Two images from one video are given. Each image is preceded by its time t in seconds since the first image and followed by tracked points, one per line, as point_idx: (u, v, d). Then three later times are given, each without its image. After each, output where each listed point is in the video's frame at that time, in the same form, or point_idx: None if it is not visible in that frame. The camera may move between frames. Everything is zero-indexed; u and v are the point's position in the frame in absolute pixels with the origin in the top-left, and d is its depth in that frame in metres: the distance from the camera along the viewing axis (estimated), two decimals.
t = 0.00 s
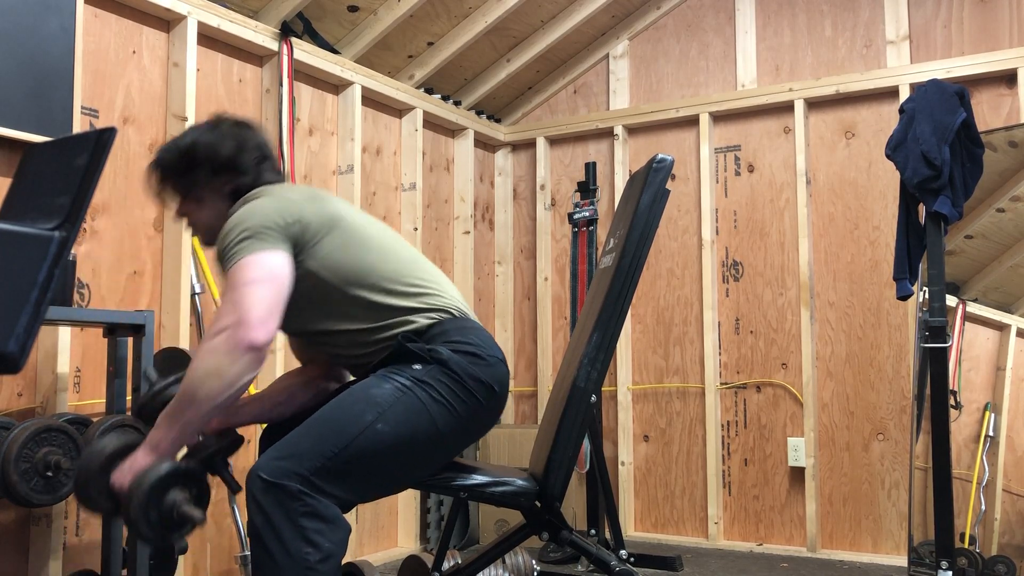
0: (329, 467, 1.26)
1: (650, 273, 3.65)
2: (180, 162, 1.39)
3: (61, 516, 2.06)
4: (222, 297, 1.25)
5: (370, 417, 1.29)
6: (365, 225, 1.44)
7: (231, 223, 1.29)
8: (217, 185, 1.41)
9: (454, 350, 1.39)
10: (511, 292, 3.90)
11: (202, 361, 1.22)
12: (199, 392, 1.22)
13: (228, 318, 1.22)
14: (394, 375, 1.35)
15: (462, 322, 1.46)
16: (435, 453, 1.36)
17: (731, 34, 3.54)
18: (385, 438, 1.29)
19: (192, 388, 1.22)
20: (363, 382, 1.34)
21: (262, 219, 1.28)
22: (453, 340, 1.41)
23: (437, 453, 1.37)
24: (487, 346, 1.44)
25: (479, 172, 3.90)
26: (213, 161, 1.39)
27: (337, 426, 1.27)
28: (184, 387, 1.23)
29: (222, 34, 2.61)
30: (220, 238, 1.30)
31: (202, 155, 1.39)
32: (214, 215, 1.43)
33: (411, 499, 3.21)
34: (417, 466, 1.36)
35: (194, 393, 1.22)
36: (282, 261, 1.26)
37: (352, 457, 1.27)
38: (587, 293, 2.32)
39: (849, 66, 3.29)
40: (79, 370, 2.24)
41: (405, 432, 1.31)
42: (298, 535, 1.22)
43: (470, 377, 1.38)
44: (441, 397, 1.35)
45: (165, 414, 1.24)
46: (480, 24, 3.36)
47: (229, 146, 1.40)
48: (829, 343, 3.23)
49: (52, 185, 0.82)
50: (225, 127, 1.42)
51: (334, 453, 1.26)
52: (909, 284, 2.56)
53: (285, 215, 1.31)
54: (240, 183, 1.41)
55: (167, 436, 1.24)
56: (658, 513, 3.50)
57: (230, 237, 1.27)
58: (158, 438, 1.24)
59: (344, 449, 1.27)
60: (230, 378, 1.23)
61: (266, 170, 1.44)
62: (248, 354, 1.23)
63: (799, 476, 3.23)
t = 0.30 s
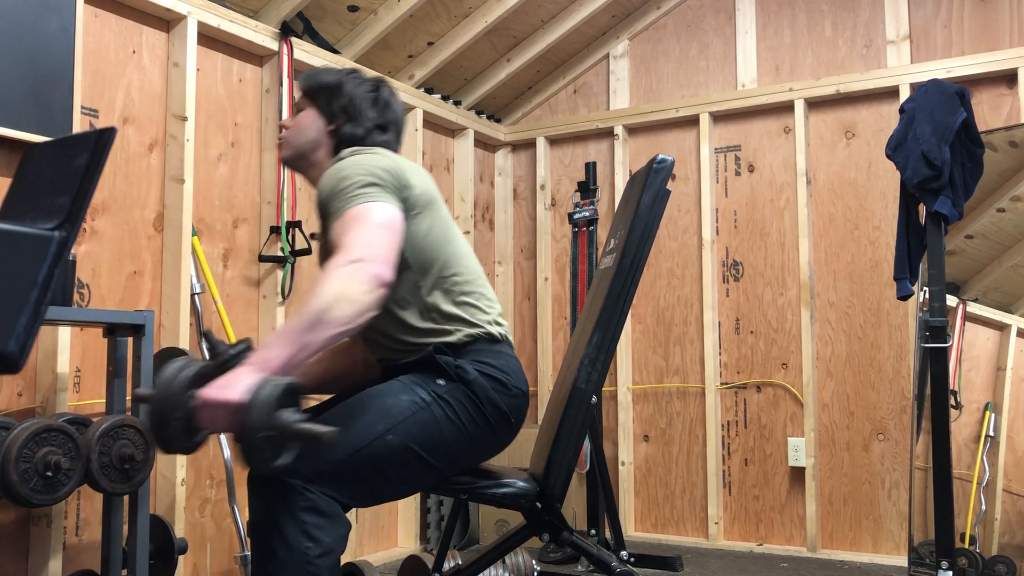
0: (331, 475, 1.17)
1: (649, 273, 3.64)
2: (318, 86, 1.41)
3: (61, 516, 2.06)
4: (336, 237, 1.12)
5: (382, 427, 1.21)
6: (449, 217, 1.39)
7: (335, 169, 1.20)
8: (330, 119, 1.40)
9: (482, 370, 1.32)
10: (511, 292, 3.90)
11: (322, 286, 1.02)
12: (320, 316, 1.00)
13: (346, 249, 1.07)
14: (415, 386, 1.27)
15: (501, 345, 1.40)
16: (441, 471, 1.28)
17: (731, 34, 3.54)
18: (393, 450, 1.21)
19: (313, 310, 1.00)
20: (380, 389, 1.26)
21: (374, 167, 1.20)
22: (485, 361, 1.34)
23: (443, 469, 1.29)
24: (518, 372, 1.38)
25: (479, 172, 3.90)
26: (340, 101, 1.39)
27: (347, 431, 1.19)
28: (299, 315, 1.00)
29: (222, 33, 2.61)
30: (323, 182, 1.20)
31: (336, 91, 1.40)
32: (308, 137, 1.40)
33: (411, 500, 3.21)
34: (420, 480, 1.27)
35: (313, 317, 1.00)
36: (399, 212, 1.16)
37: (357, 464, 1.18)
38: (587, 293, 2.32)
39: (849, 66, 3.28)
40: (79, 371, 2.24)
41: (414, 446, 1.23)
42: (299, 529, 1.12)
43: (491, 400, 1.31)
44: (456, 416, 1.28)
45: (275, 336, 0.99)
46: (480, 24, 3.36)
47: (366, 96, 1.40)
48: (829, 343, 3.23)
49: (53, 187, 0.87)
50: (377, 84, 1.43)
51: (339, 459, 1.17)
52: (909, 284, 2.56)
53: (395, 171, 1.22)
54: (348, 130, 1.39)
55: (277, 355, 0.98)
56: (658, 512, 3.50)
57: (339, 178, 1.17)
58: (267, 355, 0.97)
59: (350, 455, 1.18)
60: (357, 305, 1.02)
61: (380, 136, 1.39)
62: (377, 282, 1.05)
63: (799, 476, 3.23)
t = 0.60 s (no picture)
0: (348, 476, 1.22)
1: (649, 273, 3.64)
2: (380, 82, 1.52)
3: (61, 516, 2.06)
4: (435, 242, 1.17)
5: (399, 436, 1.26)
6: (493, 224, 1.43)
7: (414, 170, 1.25)
8: (387, 112, 1.51)
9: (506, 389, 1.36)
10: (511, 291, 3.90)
11: (464, 298, 1.07)
12: (479, 329, 1.04)
13: (464, 257, 1.12)
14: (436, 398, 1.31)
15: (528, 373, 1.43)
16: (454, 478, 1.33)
17: (731, 34, 3.54)
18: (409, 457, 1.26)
19: (473, 324, 1.04)
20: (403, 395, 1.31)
21: (453, 170, 1.25)
22: (508, 384, 1.38)
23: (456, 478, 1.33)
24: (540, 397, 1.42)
25: (479, 172, 3.90)
26: (399, 97, 1.51)
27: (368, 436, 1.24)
28: (459, 331, 1.04)
29: (222, 34, 2.61)
30: (401, 183, 1.24)
31: (396, 87, 1.51)
32: (363, 126, 1.52)
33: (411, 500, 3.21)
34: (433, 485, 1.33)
35: (477, 332, 1.04)
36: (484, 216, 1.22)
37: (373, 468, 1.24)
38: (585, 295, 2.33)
39: (849, 66, 3.28)
40: (79, 370, 2.24)
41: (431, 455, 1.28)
42: (312, 526, 1.19)
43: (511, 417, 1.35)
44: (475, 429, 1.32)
45: (456, 355, 1.01)
46: (480, 24, 3.36)
47: (422, 94, 1.51)
48: (829, 343, 3.23)
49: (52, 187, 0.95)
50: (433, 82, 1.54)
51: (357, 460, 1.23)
52: (909, 284, 2.56)
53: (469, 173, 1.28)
54: (403, 123, 1.50)
55: (473, 377, 0.99)
56: (658, 513, 3.50)
57: (423, 182, 1.22)
58: (463, 380, 0.98)
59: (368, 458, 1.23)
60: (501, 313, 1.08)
61: (433, 133, 1.51)
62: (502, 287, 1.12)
63: (799, 476, 3.23)
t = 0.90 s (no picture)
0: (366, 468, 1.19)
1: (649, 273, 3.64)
2: (434, 84, 1.45)
3: (61, 516, 2.06)
4: (516, 268, 1.24)
5: (422, 435, 1.23)
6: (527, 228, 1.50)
7: (485, 187, 1.28)
8: (443, 115, 1.45)
9: (535, 407, 1.34)
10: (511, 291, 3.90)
11: (555, 340, 1.20)
12: (571, 371, 1.20)
13: (550, 290, 1.22)
14: (463, 403, 1.28)
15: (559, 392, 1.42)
16: (464, 480, 1.31)
17: (731, 34, 3.54)
18: (428, 459, 1.24)
19: (566, 368, 1.20)
20: (431, 396, 1.28)
21: (524, 189, 1.30)
22: (536, 402, 1.36)
23: (468, 480, 1.32)
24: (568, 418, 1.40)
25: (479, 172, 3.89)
26: (456, 100, 1.45)
27: (394, 431, 1.21)
28: (554, 376, 1.20)
29: (222, 33, 2.61)
30: (475, 202, 1.27)
31: (451, 89, 1.45)
32: (418, 130, 1.45)
33: (411, 500, 3.21)
34: (442, 485, 1.31)
35: (569, 378, 1.21)
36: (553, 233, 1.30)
37: (393, 462, 1.21)
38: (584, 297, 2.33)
39: (849, 66, 3.28)
40: (79, 370, 2.24)
41: (450, 461, 1.26)
42: (330, 509, 1.15)
43: (534, 435, 1.33)
44: (498, 441, 1.30)
45: (556, 409, 1.20)
46: (480, 24, 3.36)
47: (480, 96, 1.46)
48: (829, 343, 3.23)
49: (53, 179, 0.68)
50: (487, 81, 1.49)
51: (379, 455, 1.19)
52: (909, 284, 2.56)
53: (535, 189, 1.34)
54: (461, 127, 1.46)
55: (575, 428, 1.20)
56: (658, 512, 3.50)
57: (500, 202, 1.26)
58: (571, 434, 1.19)
59: (390, 454, 1.20)
60: (583, 347, 1.24)
61: (491, 135, 1.48)
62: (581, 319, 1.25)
63: (799, 476, 3.23)
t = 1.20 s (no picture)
0: (359, 462, 1.20)
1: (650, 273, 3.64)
2: (491, 82, 1.45)
3: (61, 516, 2.07)
4: (543, 285, 1.25)
5: (415, 432, 1.24)
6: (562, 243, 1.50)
7: (532, 196, 1.29)
8: (500, 114, 1.46)
9: (533, 408, 1.35)
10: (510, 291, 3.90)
11: (565, 373, 1.23)
12: (578, 405, 1.22)
13: (572, 317, 1.24)
14: (458, 402, 1.29)
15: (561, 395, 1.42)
16: (460, 480, 1.32)
17: (731, 34, 3.54)
18: (422, 455, 1.25)
19: (573, 401, 1.22)
20: (426, 393, 1.30)
21: (572, 204, 1.30)
22: (535, 406, 1.36)
23: (461, 479, 1.32)
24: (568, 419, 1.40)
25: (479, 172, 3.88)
26: (514, 99, 1.45)
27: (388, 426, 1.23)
28: (560, 407, 1.23)
29: (222, 34, 2.61)
30: (518, 208, 1.28)
31: (508, 88, 1.45)
32: (477, 129, 1.46)
33: (411, 500, 3.21)
34: (436, 486, 1.31)
35: (575, 413, 1.23)
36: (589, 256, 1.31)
37: (385, 458, 1.22)
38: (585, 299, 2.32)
39: (849, 66, 3.28)
40: (79, 371, 2.24)
41: (444, 459, 1.27)
42: (326, 500, 1.15)
43: (532, 435, 1.33)
44: (493, 440, 1.31)
45: (559, 439, 1.22)
46: (480, 24, 3.36)
47: (538, 93, 1.47)
48: (829, 343, 3.23)
49: (54, 179, 0.66)
50: (541, 77, 1.50)
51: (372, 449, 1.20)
52: (909, 284, 2.56)
53: (585, 205, 1.34)
54: (520, 126, 1.47)
55: (575, 462, 1.21)
56: (658, 512, 3.50)
57: (542, 214, 1.26)
58: (569, 467, 1.21)
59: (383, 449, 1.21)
60: (596, 381, 1.25)
61: (549, 132, 1.50)
62: (599, 352, 1.26)
63: (799, 476, 3.23)
